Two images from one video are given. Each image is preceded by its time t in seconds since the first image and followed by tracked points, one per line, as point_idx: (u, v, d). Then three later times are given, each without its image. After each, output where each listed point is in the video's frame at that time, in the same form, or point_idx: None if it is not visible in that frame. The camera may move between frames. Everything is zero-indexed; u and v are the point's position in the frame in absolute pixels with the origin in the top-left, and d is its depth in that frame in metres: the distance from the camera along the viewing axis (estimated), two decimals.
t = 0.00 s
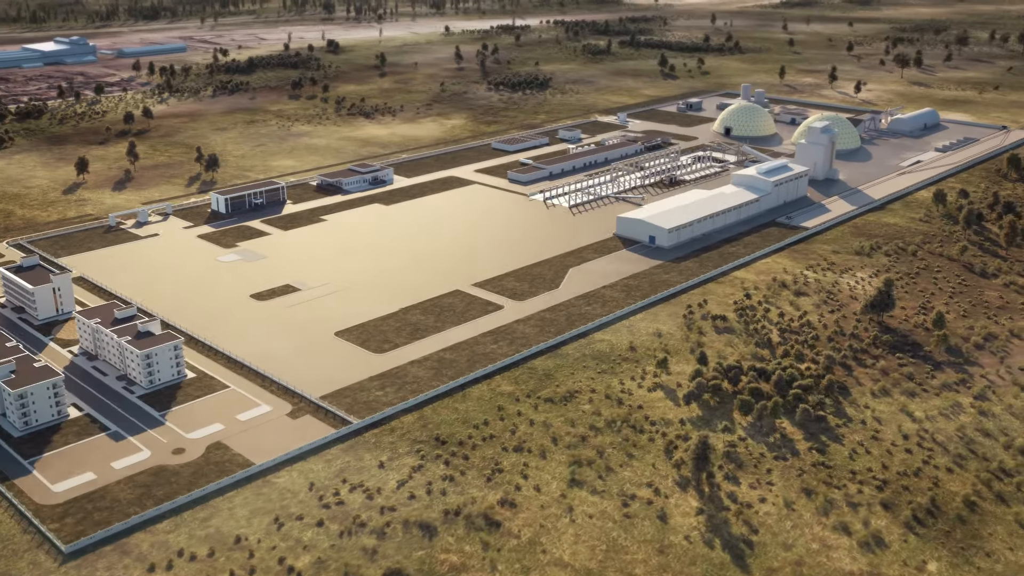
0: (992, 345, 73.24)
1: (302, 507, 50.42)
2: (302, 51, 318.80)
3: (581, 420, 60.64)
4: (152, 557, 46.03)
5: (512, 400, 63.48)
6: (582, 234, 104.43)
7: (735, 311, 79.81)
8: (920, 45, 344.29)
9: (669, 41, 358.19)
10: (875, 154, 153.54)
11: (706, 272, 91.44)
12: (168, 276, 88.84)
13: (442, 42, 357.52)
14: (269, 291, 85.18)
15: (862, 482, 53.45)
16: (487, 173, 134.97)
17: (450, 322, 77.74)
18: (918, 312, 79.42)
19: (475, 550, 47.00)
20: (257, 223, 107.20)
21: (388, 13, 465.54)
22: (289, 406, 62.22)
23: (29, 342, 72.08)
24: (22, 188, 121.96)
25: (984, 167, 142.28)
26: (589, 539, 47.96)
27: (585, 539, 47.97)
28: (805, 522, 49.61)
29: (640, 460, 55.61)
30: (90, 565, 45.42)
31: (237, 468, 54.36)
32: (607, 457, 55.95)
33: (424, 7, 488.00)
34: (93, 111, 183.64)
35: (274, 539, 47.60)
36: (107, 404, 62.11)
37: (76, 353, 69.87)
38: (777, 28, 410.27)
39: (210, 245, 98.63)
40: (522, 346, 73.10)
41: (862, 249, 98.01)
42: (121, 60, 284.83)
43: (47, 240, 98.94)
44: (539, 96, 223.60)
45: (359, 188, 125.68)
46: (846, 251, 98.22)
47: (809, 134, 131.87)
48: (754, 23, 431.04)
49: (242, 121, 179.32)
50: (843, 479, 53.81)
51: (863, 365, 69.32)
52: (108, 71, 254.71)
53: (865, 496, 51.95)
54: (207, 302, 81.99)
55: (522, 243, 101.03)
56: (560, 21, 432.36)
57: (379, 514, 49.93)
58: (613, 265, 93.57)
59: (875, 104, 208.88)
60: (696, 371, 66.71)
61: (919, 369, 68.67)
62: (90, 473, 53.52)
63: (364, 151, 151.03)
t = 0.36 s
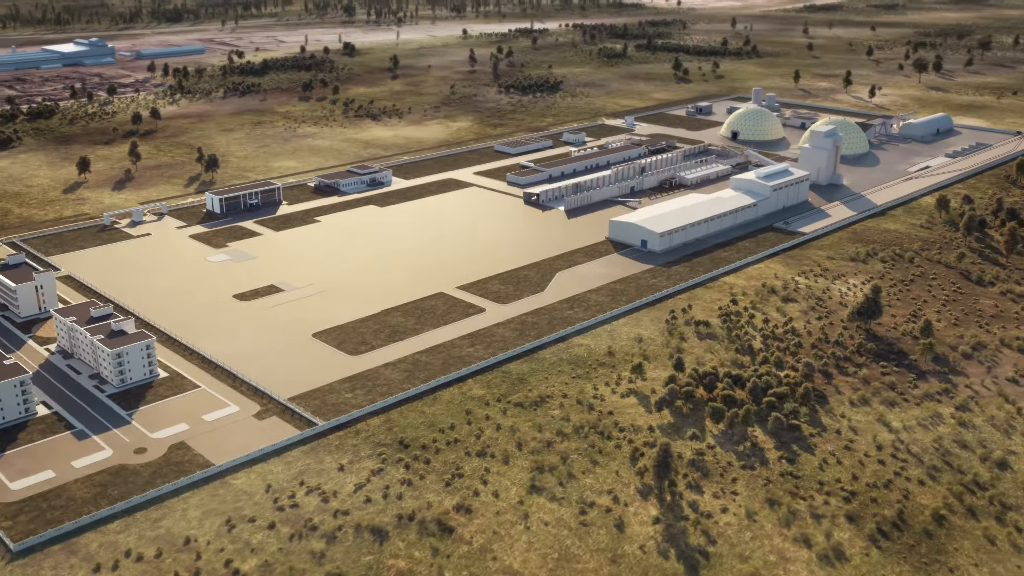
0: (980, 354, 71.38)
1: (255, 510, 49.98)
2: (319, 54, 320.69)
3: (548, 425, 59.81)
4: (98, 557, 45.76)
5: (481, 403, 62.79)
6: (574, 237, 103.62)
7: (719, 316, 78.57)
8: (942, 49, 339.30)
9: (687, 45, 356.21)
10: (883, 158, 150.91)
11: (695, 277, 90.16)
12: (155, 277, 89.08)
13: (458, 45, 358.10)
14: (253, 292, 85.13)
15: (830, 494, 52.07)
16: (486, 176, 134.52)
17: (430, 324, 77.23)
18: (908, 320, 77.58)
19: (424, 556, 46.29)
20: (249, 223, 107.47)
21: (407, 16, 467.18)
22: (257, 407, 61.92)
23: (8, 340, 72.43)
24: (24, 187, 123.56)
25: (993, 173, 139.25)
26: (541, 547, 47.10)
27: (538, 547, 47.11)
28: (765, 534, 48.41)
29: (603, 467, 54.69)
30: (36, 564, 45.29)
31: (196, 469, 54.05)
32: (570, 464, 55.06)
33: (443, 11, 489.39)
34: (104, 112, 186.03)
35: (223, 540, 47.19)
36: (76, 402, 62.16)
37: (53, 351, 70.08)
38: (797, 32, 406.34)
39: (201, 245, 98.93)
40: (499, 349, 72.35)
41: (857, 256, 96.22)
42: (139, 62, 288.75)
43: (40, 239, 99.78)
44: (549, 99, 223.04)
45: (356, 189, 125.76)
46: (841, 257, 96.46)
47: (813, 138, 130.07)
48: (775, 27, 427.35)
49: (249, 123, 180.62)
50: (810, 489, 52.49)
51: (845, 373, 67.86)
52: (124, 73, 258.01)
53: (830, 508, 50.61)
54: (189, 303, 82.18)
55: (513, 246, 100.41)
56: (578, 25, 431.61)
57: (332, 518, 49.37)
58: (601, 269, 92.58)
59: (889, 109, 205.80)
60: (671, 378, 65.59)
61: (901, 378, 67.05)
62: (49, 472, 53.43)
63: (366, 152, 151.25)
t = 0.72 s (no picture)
0: (967, 364, 69.69)
1: (209, 511, 49.70)
2: (335, 56, 322.38)
3: (515, 430, 59.09)
4: (47, 556, 45.70)
5: (450, 407, 62.21)
6: (566, 240, 102.87)
7: (702, 321, 77.42)
8: (965, 54, 333.99)
9: (704, 49, 353.80)
10: (890, 164, 148.42)
11: (683, 282, 89.02)
12: (142, 276, 89.45)
13: (475, 48, 357.99)
14: (236, 292, 85.17)
15: (794, 504, 50.89)
16: (485, 178, 134.14)
17: (409, 326, 76.84)
18: (896, 328, 75.90)
19: (372, 561, 45.73)
20: (242, 224, 107.88)
21: (427, 19, 468.00)
22: (224, 407, 61.78)
23: None
24: (26, 186, 125.17)
25: (1003, 179, 136.38)
26: (491, 553, 46.39)
27: (487, 554, 46.42)
28: (722, 545, 47.36)
29: (565, 474, 53.87)
30: None
31: (155, 468, 53.94)
32: (532, 469, 54.28)
33: (464, 14, 489.65)
34: (115, 114, 188.28)
35: (172, 541, 46.95)
36: (46, 400, 62.38)
37: (30, 349, 70.43)
38: (818, 37, 402.16)
39: (192, 245, 99.27)
40: (475, 353, 71.76)
41: (852, 262, 94.47)
42: (157, 64, 292.14)
43: (34, 238, 100.71)
44: (559, 102, 222.46)
45: (353, 190, 126.07)
46: (836, 263, 94.81)
47: (816, 142, 128.32)
48: (796, 31, 423.25)
49: (256, 125, 181.85)
50: (773, 499, 51.35)
51: (824, 381, 66.51)
52: (140, 75, 261.13)
53: (792, 520, 49.42)
54: (173, 302, 82.42)
55: (503, 248, 99.91)
56: (597, 28, 430.22)
57: (284, 520, 48.98)
58: (589, 273, 91.74)
59: (903, 114, 202.49)
60: (645, 383, 64.58)
61: (882, 387, 65.57)
62: (10, 469, 53.53)
63: (369, 154, 151.55)
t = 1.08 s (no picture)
0: (951, 373, 68.09)
1: (162, 510, 49.57)
2: (352, 59, 323.79)
3: (480, 434, 58.50)
4: None
5: (418, 410, 61.74)
6: (557, 244, 102.27)
7: (684, 327, 76.37)
8: (989, 59, 328.38)
9: (724, 52, 351.06)
10: (898, 169, 145.88)
11: (671, 287, 87.97)
12: (130, 276, 90.00)
13: (492, 51, 358.15)
14: (221, 292, 85.38)
15: (755, 515, 49.81)
16: (484, 180, 133.85)
17: (388, 328, 76.55)
18: (882, 336, 74.31)
19: (318, 565, 45.32)
20: (237, 224, 108.42)
21: (448, 22, 469.02)
22: (193, 407, 61.74)
23: None
24: (30, 186, 127.00)
25: (1013, 186, 133.44)
26: (439, 559, 45.83)
27: (436, 559, 45.86)
28: (675, 555, 46.43)
29: (525, 479, 53.17)
30: None
31: (115, 467, 54.00)
32: (492, 475, 53.66)
33: (485, 17, 489.93)
34: (127, 115, 190.68)
35: (121, 541, 46.85)
36: (18, 397, 62.76)
37: (10, 346, 70.97)
38: (840, 42, 397.62)
39: (183, 246, 99.70)
40: (450, 355, 71.24)
41: (845, 268, 92.87)
42: (176, 66, 296.09)
43: (30, 237, 101.80)
44: (569, 105, 221.83)
45: (351, 192, 126.47)
46: (829, 268, 93.24)
47: (819, 147, 126.59)
48: (818, 35, 418.67)
49: (264, 127, 183.17)
50: (734, 509, 50.31)
51: (801, 390, 65.25)
52: (157, 77, 264.31)
53: (750, 530, 48.38)
54: (157, 302, 82.80)
55: (493, 251, 99.37)
56: (617, 31, 428.61)
57: (236, 521, 48.71)
58: (576, 276, 91.02)
59: (918, 119, 199.21)
60: (617, 389, 63.71)
61: (860, 396, 64.18)
62: None
63: (371, 157, 151.93)
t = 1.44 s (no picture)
0: (934, 383, 66.55)
1: (117, 509, 49.61)
2: (369, 62, 325.35)
3: (444, 437, 58.08)
4: None
5: (385, 412, 61.47)
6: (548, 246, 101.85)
7: (666, 332, 75.43)
8: (1014, 64, 322.25)
9: (743, 56, 348.05)
10: (907, 175, 143.32)
11: (657, 291, 87.04)
12: (118, 275, 90.63)
13: (509, 54, 357.91)
14: (206, 292, 85.70)
15: (711, 524, 48.93)
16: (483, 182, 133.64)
17: (367, 329, 76.39)
18: (866, 344, 72.78)
19: (264, 567, 45.10)
20: (231, 224, 109.11)
21: (469, 26, 469.41)
22: (162, 406, 61.92)
23: None
24: (35, 185, 128.98)
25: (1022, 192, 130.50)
26: (385, 563, 45.44)
27: (382, 564, 45.46)
28: (624, 565, 45.64)
29: (484, 484, 52.63)
30: None
31: (76, 464, 54.21)
32: (450, 478, 53.18)
33: (507, 20, 489.83)
34: (139, 117, 193.21)
35: (71, 539, 46.95)
36: None
37: None
38: (863, 46, 392.68)
39: (176, 246, 100.42)
40: (425, 358, 70.85)
41: (838, 274, 91.37)
42: (194, 67, 299.53)
43: (27, 235, 103.15)
44: (580, 109, 221.21)
45: (350, 193, 127.04)
46: (822, 274, 91.69)
47: (822, 151, 124.84)
48: (842, 40, 413.67)
49: (272, 129, 184.68)
50: (691, 518, 49.43)
51: (777, 397, 64.09)
52: (175, 80, 267.70)
53: (706, 541, 47.46)
54: (143, 301, 83.36)
55: (483, 254, 99.12)
56: (637, 35, 426.64)
57: (188, 521, 48.64)
58: (563, 279, 90.41)
59: (932, 124, 195.95)
60: (588, 393, 62.97)
61: (837, 405, 62.94)
62: None
63: (374, 160, 152.38)
